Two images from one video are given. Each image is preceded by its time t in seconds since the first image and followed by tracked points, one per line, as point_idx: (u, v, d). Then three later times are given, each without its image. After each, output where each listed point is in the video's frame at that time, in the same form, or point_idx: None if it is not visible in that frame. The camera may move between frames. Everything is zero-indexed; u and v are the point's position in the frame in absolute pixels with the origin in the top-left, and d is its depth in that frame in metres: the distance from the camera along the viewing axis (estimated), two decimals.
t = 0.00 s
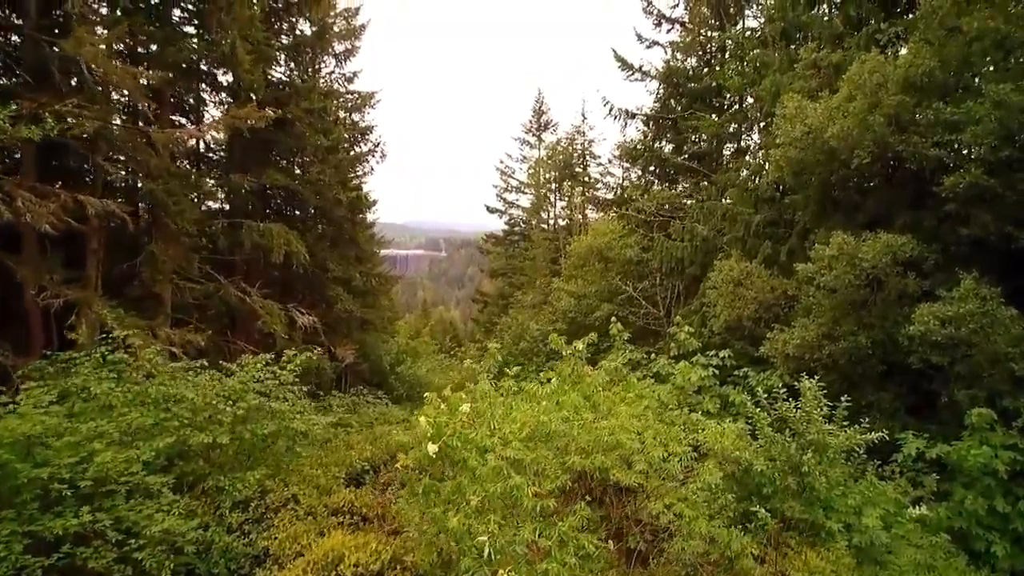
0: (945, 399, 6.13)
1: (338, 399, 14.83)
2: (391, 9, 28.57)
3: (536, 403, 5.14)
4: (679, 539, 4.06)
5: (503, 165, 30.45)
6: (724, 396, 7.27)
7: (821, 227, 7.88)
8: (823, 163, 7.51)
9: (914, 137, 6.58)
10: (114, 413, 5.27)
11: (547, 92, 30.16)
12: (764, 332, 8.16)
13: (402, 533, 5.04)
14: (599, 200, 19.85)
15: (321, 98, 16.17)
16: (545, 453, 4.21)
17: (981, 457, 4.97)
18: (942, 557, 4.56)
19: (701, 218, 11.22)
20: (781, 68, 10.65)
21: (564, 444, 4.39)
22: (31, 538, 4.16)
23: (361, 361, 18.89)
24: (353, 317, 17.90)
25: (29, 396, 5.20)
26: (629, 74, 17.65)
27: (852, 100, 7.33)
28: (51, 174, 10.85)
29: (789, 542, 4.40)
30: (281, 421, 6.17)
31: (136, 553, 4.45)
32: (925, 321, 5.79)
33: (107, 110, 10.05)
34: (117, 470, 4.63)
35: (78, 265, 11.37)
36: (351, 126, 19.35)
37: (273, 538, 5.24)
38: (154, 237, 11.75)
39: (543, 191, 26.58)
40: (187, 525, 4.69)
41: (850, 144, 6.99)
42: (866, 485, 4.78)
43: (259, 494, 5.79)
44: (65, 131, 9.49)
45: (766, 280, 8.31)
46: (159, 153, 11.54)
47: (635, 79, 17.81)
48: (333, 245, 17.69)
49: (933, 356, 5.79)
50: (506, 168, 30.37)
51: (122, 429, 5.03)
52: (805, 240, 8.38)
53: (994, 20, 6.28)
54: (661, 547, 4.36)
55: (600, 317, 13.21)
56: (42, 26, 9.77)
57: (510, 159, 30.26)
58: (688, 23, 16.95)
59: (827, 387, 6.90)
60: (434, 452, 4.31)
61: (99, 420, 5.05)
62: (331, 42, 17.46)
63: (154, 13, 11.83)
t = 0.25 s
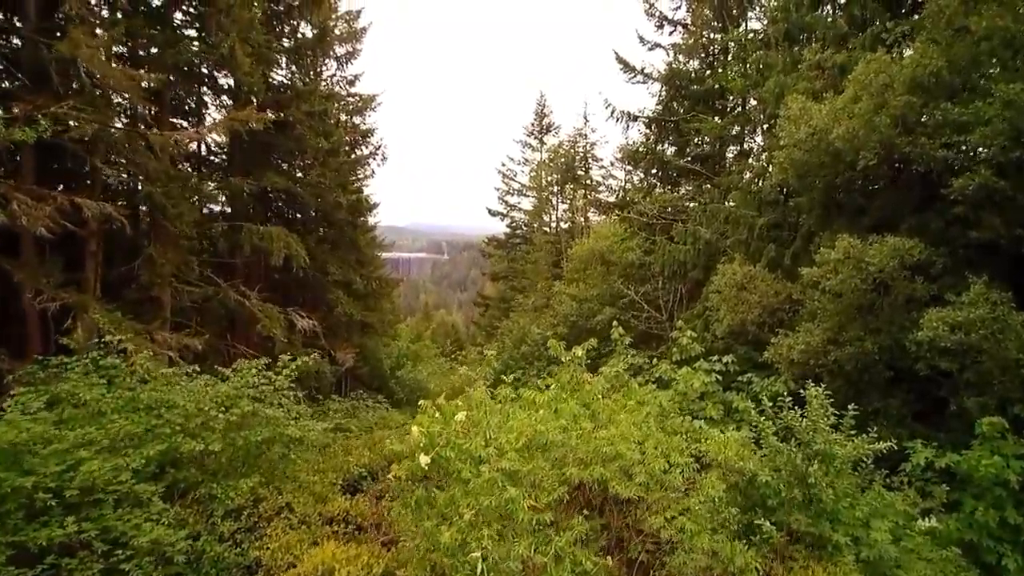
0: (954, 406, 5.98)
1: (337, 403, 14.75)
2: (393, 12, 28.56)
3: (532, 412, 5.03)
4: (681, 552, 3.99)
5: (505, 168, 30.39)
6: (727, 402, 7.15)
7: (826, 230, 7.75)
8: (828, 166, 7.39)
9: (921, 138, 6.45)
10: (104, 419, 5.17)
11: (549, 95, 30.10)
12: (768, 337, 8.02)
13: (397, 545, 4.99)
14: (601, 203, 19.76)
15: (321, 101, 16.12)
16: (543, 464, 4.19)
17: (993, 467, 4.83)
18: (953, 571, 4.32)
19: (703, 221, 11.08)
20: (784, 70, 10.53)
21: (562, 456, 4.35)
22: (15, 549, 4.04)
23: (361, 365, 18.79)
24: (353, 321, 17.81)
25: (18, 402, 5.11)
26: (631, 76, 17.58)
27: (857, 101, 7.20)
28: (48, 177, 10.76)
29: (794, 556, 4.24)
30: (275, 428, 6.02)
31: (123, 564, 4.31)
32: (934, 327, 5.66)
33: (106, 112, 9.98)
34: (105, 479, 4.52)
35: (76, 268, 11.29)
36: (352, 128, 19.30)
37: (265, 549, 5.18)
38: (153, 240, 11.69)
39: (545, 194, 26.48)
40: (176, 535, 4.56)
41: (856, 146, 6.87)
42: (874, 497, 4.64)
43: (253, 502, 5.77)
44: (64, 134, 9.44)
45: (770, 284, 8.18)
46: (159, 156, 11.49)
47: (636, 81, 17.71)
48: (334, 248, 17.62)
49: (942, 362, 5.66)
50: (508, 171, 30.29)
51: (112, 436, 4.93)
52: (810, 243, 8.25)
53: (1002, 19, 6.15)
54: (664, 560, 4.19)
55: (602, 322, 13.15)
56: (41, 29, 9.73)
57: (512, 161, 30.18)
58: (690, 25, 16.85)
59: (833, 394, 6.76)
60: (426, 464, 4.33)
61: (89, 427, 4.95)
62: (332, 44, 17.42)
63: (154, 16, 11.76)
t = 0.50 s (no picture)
0: (971, 416, 5.79)
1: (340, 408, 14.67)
2: (398, 15, 28.55)
3: (536, 425, 4.96)
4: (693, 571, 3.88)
5: (510, 171, 30.27)
6: (736, 410, 6.99)
7: (838, 234, 7.58)
8: (839, 168, 7.22)
9: (937, 140, 6.27)
10: (100, 428, 5.07)
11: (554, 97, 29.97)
12: (778, 343, 7.85)
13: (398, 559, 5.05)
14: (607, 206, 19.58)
15: (326, 104, 16.06)
16: (546, 480, 4.27)
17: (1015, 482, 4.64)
18: None
19: (711, 225, 10.90)
20: (793, 71, 10.36)
21: (567, 471, 4.42)
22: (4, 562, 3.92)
23: (365, 368, 18.71)
24: (357, 324, 17.73)
25: (13, 410, 5.02)
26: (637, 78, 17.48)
27: (870, 102, 7.04)
28: (51, 182, 10.72)
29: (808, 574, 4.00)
30: (275, 436, 5.89)
31: None
32: (951, 335, 5.47)
33: (108, 115, 9.92)
34: (98, 490, 4.42)
35: (79, 272, 11.24)
36: (357, 131, 19.25)
37: (263, 560, 5.18)
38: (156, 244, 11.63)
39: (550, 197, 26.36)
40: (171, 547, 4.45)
41: (869, 148, 6.70)
42: (891, 512, 4.46)
43: (250, 512, 5.68)
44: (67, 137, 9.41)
45: (780, 289, 8.01)
46: (163, 159, 11.45)
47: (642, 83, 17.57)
48: (338, 252, 17.56)
49: (960, 371, 5.48)
50: (513, 173, 30.20)
51: (107, 445, 4.82)
52: (820, 247, 8.08)
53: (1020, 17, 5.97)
54: None
55: (607, 326, 13.01)
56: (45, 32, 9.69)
57: (517, 164, 30.07)
58: (697, 26, 16.68)
59: (845, 402, 6.59)
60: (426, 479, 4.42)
61: (84, 436, 4.85)
62: (337, 47, 17.37)
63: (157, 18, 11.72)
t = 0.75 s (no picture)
0: (994, 429, 5.59)
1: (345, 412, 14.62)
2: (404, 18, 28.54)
3: (544, 439, 4.84)
4: None
5: (517, 173, 30.16)
6: (749, 420, 6.82)
7: (853, 239, 7.40)
8: (855, 171, 7.03)
9: (958, 143, 6.05)
10: (98, 437, 4.98)
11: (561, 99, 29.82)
12: (791, 350, 7.68)
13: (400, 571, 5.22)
14: (614, 208, 19.44)
15: (332, 107, 16.02)
16: (555, 499, 4.10)
17: None
18: None
19: (721, 228, 10.73)
20: (806, 72, 10.17)
21: (576, 489, 4.25)
22: None
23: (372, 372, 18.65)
24: (363, 327, 17.67)
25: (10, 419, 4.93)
26: (645, 80, 17.41)
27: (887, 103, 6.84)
28: (56, 186, 10.70)
29: None
30: (277, 446, 5.79)
31: None
32: (974, 345, 5.28)
33: (113, 119, 9.87)
34: (94, 503, 4.31)
35: (83, 277, 11.20)
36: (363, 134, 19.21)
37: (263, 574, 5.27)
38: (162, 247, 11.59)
39: (557, 199, 26.24)
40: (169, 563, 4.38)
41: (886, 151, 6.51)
42: (913, 532, 4.28)
43: (252, 523, 5.61)
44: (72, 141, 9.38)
45: (793, 294, 7.83)
46: (169, 162, 11.42)
47: (650, 85, 17.46)
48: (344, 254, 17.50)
49: (984, 383, 5.29)
50: (520, 176, 30.09)
51: (105, 456, 4.73)
52: (835, 252, 7.89)
53: None
54: None
55: (616, 331, 12.84)
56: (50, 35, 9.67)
57: (524, 167, 29.94)
58: (705, 27, 16.50)
59: (862, 412, 6.41)
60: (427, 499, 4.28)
61: (81, 447, 4.75)
62: (343, 50, 17.35)
63: (163, 22, 11.68)
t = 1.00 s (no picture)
0: (1015, 440, 5.40)
1: (350, 416, 14.55)
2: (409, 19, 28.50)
3: (549, 453, 4.72)
4: None
5: (523, 175, 30.07)
6: (761, 428, 6.66)
7: (867, 243, 7.23)
8: (869, 173, 6.87)
9: (977, 145, 5.84)
10: (93, 446, 4.88)
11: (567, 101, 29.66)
12: (803, 356, 7.52)
13: None
14: (621, 210, 19.28)
15: (337, 109, 15.97)
16: (561, 518, 4.04)
17: None
18: None
19: (730, 231, 10.56)
20: (817, 72, 9.98)
21: (584, 508, 4.13)
22: None
23: (377, 374, 18.59)
24: (368, 330, 17.60)
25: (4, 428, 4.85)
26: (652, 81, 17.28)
27: (902, 103, 6.64)
28: (60, 190, 10.66)
29: None
30: (277, 455, 5.77)
31: None
32: (995, 355, 5.08)
33: (116, 121, 9.80)
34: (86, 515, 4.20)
35: (86, 280, 11.16)
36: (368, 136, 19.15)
37: None
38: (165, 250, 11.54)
39: (563, 202, 26.11)
40: None
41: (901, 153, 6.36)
42: (934, 550, 4.10)
43: (250, 534, 5.49)
44: (75, 144, 9.35)
45: (805, 299, 7.65)
46: (173, 165, 11.38)
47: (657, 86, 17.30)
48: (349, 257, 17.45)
49: (1005, 394, 5.10)
50: (526, 178, 30.00)
51: (100, 466, 4.63)
52: (848, 256, 7.71)
53: None
54: None
55: (623, 335, 12.70)
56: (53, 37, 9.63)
57: (530, 169, 29.85)
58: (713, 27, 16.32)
59: (876, 421, 6.25)
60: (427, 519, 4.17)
61: (76, 457, 4.67)
62: (348, 52, 17.31)
63: (168, 24, 11.64)
